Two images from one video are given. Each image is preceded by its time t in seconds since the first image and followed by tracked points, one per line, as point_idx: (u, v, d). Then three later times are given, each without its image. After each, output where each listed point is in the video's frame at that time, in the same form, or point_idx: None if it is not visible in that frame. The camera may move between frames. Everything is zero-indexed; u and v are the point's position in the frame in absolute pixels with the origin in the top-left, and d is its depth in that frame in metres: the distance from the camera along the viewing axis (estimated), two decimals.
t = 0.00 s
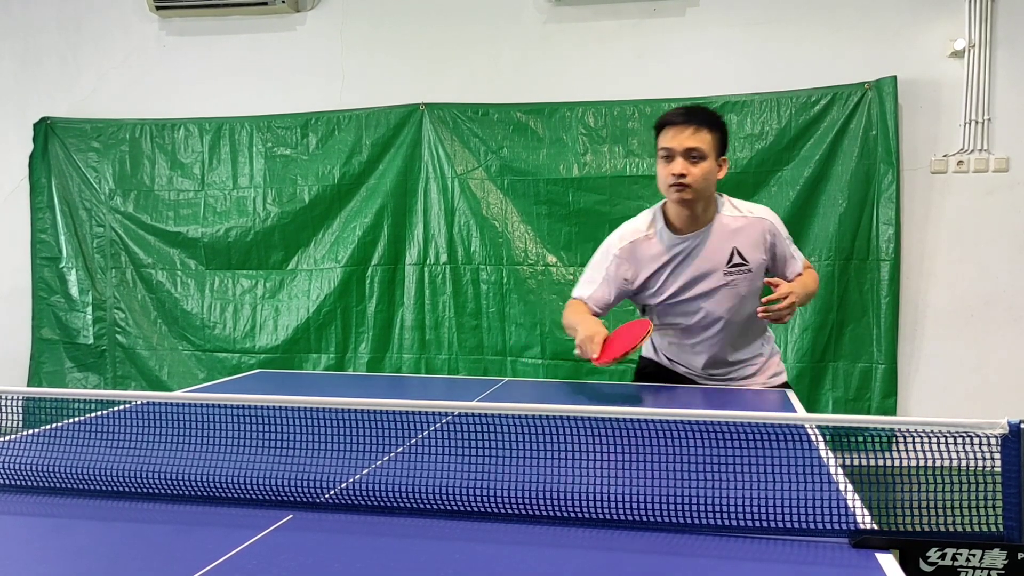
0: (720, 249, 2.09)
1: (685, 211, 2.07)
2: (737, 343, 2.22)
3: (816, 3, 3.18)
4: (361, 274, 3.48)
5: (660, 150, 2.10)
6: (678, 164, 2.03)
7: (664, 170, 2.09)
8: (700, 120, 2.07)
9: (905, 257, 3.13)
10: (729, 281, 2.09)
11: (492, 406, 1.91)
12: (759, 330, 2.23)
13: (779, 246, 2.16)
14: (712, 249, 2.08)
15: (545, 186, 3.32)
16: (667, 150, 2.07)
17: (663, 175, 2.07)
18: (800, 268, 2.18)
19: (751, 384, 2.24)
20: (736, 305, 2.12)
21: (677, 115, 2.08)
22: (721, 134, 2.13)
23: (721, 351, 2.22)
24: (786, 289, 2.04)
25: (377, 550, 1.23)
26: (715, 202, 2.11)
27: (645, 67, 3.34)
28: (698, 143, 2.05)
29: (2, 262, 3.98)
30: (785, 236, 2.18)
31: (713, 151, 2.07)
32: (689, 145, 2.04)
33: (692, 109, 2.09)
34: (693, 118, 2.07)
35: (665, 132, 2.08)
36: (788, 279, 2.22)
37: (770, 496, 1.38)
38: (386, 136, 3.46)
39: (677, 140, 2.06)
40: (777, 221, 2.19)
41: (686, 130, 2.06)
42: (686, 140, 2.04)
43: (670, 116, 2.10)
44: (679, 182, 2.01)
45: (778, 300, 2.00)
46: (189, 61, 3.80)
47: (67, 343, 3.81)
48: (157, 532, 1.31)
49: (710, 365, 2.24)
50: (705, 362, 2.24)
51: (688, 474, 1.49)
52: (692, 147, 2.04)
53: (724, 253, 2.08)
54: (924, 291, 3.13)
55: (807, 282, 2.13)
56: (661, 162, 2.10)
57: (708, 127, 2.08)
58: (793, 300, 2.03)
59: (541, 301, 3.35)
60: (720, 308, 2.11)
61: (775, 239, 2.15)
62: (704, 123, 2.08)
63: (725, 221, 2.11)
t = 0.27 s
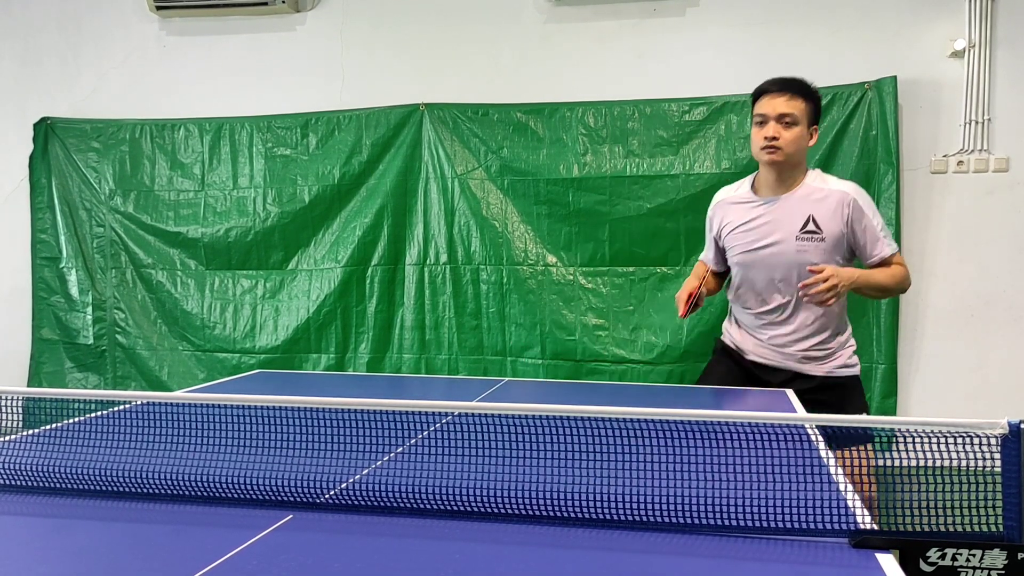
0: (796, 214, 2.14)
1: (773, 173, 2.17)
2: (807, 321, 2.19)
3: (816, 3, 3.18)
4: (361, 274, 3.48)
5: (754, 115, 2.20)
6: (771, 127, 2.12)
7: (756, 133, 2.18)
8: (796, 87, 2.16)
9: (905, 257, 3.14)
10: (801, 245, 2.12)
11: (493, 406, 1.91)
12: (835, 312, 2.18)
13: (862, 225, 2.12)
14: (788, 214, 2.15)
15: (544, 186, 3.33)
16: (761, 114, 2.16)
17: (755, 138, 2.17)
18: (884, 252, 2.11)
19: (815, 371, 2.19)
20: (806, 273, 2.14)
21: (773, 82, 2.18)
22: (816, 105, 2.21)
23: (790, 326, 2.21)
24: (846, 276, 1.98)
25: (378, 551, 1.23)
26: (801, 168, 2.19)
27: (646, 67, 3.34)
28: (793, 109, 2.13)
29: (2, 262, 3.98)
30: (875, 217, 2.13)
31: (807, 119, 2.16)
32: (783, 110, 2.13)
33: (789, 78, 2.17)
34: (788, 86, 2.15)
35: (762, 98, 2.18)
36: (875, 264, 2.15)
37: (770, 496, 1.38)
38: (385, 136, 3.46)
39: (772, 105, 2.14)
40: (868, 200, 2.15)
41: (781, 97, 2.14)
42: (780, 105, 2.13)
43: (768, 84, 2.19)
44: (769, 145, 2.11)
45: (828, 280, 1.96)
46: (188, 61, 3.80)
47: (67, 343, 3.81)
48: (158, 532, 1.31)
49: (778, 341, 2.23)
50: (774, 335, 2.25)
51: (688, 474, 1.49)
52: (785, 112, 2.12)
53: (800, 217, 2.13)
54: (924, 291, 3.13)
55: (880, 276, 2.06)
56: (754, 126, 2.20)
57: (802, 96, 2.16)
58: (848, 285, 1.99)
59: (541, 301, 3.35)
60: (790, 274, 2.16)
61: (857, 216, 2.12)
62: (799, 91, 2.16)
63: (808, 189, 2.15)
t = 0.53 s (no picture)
0: (810, 183, 2.11)
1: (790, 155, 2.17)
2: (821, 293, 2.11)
3: (816, 3, 3.18)
4: (361, 275, 3.48)
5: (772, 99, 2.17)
6: (789, 112, 2.11)
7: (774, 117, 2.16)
8: (812, 71, 2.14)
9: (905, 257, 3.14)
10: (814, 216, 2.08)
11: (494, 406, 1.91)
12: (848, 285, 2.11)
13: (876, 195, 2.06)
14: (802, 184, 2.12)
15: (544, 186, 3.33)
16: (779, 99, 2.14)
17: (773, 122, 2.15)
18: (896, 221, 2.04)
19: (827, 346, 2.10)
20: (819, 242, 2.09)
21: (790, 67, 2.15)
22: (833, 84, 2.18)
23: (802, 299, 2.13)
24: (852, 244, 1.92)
25: (379, 551, 1.23)
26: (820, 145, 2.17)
27: (646, 67, 3.34)
28: (810, 92, 2.11)
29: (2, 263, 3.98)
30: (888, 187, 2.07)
31: (823, 102, 2.13)
32: (801, 94, 2.11)
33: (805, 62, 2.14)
34: (804, 71, 2.13)
35: (779, 82, 2.16)
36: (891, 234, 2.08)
37: (771, 496, 1.38)
38: (385, 136, 3.46)
39: (790, 90, 2.12)
40: (882, 172, 2.09)
41: (798, 81, 2.12)
42: (797, 89, 2.11)
43: (785, 69, 2.17)
44: (787, 128, 2.10)
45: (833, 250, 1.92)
46: (188, 61, 3.80)
47: (67, 343, 3.80)
48: (158, 532, 1.31)
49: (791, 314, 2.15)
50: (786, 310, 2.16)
51: (689, 474, 1.49)
52: (802, 96, 2.10)
53: (812, 189, 2.09)
54: (925, 291, 3.13)
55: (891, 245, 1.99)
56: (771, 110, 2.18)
57: (819, 80, 2.13)
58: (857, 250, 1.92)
59: (541, 302, 3.35)
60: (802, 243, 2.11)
61: (871, 186, 2.06)
62: (815, 75, 2.14)
63: (823, 163, 2.12)
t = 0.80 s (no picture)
0: (812, 205, 2.06)
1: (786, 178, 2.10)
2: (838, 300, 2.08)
3: (816, 3, 3.18)
4: (361, 275, 3.48)
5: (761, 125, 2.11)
6: (781, 135, 2.04)
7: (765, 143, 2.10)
8: (799, 93, 2.07)
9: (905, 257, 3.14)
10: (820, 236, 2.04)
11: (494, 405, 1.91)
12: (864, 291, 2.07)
13: (877, 208, 2.04)
14: (805, 206, 2.07)
15: (544, 186, 3.33)
16: (769, 124, 2.07)
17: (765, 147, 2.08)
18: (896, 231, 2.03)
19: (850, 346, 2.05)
20: (830, 261, 2.06)
21: (777, 91, 2.09)
22: (821, 103, 2.12)
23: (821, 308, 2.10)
24: (857, 312, 1.93)
25: (379, 551, 1.23)
26: (814, 165, 2.12)
27: (646, 67, 3.34)
28: (800, 115, 2.04)
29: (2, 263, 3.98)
30: (887, 199, 2.05)
31: (814, 122, 2.07)
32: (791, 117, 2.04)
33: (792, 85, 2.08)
34: (792, 93, 2.07)
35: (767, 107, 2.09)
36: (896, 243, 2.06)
37: (770, 496, 1.38)
38: (386, 136, 3.46)
39: (779, 113, 2.05)
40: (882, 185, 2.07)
41: (786, 104, 2.05)
42: (787, 113, 2.04)
43: (771, 93, 2.10)
44: (781, 151, 2.03)
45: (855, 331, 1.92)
46: (188, 61, 3.80)
47: (67, 343, 3.81)
48: (158, 533, 1.31)
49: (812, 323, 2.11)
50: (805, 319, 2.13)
51: (689, 474, 1.49)
52: (793, 118, 2.03)
53: (816, 210, 2.05)
54: (925, 291, 3.13)
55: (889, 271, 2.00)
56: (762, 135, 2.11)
57: (807, 101, 2.07)
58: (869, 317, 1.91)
59: (541, 302, 3.35)
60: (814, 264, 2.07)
61: (872, 200, 2.03)
62: (803, 97, 2.08)
63: (823, 183, 2.08)
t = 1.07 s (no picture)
0: (828, 251, 2.00)
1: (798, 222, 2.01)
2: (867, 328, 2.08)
3: (817, 3, 3.18)
4: (361, 275, 3.48)
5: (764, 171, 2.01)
6: (784, 184, 1.95)
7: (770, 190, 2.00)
8: (800, 136, 1.97)
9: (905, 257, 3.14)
10: (839, 280, 2.01)
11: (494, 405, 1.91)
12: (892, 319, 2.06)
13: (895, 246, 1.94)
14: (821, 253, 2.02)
15: (544, 186, 3.33)
16: (772, 171, 1.98)
17: (770, 194, 1.99)
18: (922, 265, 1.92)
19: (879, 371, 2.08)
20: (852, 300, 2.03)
21: (776, 136, 1.99)
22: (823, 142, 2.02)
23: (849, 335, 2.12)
24: (888, 354, 1.96)
25: (378, 551, 1.23)
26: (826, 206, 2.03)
27: (646, 68, 3.34)
28: (802, 160, 1.95)
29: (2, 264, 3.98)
30: (907, 229, 1.93)
31: (818, 164, 1.98)
32: (793, 163, 1.95)
33: (791, 128, 1.98)
34: (794, 137, 1.96)
35: (768, 153, 1.99)
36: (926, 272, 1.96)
37: (771, 495, 1.38)
38: (386, 136, 3.46)
39: (781, 160, 1.96)
40: (900, 219, 1.95)
41: (788, 149, 1.95)
42: (789, 159, 1.95)
43: (771, 139, 2.00)
44: (786, 200, 1.94)
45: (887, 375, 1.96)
46: (188, 62, 3.81)
47: (68, 344, 3.81)
48: (158, 533, 1.31)
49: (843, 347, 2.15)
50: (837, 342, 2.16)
51: (689, 475, 1.48)
52: (796, 165, 1.94)
53: (832, 255, 2.00)
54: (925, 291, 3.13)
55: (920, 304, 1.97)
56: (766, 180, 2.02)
57: (809, 143, 1.97)
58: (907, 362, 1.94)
59: (541, 302, 3.35)
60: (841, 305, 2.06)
61: (888, 238, 1.94)
62: (805, 139, 1.98)
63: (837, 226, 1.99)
